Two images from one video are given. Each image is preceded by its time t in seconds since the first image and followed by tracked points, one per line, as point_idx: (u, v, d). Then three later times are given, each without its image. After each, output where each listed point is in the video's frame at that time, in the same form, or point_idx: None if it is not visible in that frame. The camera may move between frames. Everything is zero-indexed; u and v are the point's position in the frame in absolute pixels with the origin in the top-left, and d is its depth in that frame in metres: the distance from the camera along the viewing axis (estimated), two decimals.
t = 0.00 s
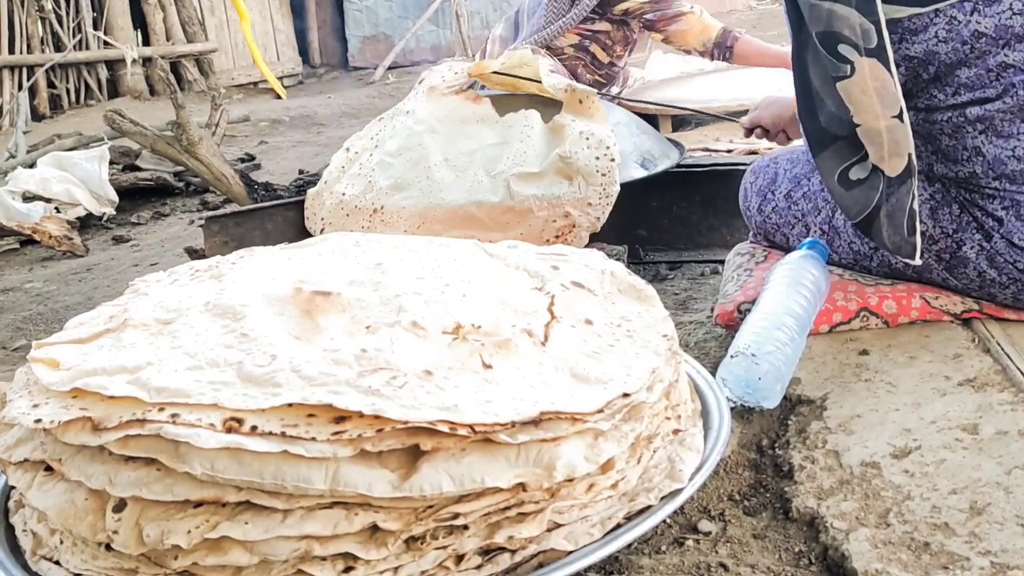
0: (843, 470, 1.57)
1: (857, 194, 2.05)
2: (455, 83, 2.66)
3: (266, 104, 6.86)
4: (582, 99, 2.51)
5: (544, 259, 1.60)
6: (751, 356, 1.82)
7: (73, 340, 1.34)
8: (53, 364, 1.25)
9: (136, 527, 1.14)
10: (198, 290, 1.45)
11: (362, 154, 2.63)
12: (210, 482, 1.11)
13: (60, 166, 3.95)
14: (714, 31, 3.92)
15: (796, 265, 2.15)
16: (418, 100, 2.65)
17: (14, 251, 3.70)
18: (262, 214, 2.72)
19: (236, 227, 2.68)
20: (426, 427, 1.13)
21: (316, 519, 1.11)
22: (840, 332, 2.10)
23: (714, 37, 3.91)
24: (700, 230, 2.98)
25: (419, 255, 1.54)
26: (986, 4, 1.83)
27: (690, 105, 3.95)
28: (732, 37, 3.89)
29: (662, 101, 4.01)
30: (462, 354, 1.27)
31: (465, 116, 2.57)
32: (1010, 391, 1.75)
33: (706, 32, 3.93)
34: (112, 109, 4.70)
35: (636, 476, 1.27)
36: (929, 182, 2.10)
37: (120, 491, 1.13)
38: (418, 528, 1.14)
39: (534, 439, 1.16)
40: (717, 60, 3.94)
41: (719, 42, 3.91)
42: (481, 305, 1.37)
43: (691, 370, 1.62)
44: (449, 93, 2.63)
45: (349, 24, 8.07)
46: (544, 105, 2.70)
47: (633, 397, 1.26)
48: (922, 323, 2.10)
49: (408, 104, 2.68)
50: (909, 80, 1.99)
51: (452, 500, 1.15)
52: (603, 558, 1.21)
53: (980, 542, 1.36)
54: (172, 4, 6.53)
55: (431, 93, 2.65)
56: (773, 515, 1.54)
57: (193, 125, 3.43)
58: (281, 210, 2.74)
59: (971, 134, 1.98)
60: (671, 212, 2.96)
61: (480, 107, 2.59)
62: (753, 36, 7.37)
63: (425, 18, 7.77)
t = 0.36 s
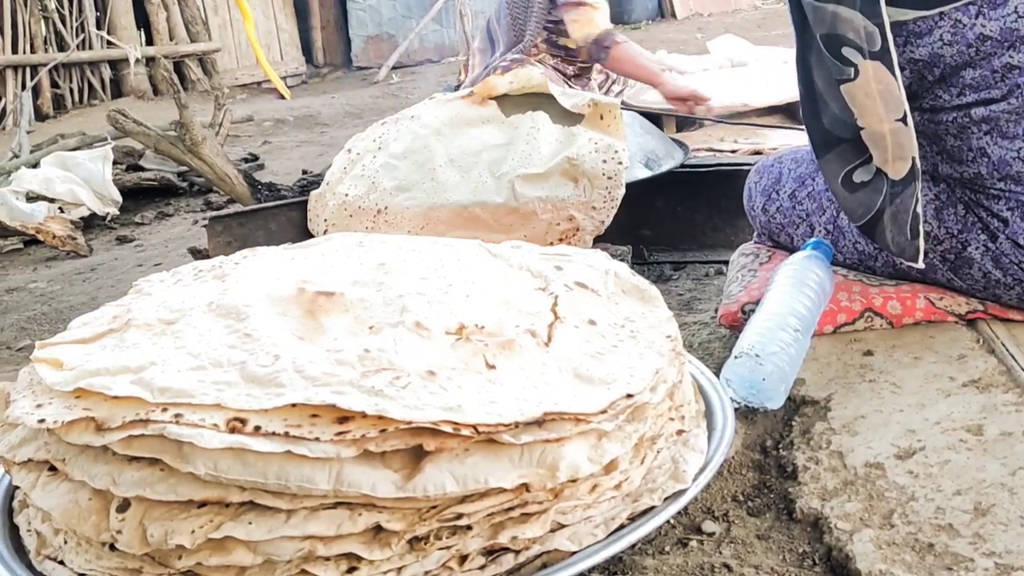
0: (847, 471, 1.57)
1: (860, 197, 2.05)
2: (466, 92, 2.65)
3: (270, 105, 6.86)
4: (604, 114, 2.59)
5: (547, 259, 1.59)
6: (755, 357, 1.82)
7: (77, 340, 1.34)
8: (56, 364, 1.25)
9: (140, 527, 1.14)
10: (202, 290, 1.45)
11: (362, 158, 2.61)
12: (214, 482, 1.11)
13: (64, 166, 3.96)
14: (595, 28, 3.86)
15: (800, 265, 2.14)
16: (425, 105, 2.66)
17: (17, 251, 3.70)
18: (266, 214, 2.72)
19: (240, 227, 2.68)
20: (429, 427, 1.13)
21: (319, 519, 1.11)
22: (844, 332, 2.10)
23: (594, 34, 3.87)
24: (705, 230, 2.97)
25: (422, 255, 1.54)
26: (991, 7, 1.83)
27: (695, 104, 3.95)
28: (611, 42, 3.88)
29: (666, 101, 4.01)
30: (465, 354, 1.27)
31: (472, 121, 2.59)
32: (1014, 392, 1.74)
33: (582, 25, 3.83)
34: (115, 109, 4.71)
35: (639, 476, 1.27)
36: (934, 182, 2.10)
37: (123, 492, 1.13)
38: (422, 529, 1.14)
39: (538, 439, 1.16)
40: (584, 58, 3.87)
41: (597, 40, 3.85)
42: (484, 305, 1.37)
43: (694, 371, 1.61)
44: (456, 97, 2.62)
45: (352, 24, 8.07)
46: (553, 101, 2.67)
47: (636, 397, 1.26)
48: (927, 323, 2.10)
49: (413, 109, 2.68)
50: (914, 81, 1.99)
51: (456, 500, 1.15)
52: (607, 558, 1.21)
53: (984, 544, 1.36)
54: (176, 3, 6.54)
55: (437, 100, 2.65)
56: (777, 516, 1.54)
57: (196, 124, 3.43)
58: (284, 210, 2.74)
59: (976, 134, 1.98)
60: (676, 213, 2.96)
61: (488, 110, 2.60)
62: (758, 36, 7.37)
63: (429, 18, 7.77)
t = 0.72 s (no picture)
0: (853, 473, 1.57)
1: (866, 196, 2.05)
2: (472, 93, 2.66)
3: (275, 105, 6.86)
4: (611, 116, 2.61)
5: (553, 260, 1.59)
6: (760, 359, 1.81)
7: (83, 340, 1.34)
8: (63, 364, 1.25)
9: (146, 527, 1.14)
10: (208, 290, 1.45)
11: (367, 159, 2.62)
12: (220, 481, 1.11)
13: (70, 166, 3.97)
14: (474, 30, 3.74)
15: (806, 267, 2.14)
16: (431, 106, 2.66)
17: (23, 251, 3.72)
18: (271, 214, 2.73)
19: (245, 227, 2.69)
20: (436, 428, 1.13)
21: (326, 520, 1.11)
22: (849, 334, 2.09)
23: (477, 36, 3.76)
24: (710, 232, 2.97)
25: (429, 255, 1.54)
26: (1002, 11, 1.82)
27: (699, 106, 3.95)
28: (495, 38, 3.74)
29: (672, 103, 4.01)
30: (471, 354, 1.27)
31: (477, 121, 2.59)
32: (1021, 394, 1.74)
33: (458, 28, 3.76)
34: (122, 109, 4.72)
35: (646, 477, 1.27)
36: (943, 183, 2.10)
37: (130, 491, 1.13)
38: (428, 529, 1.14)
39: (544, 440, 1.16)
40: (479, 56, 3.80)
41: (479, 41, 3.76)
42: (491, 305, 1.37)
43: (701, 372, 1.61)
44: (463, 100, 2.64)
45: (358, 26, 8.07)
46: (558, 103, 2.68)
47: (642, 398, 1.26)
48: (933, 325, 2.10)
49: (420, 111, 2.68)
50: (925, 83, 1.98)
51: (462, 501, 1.15)
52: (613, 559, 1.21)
53: (990, 546, 1.36)
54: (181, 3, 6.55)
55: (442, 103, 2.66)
56: (783, 518, 1.53)
57: (202, 125, 3.43)
58: (290, 210, 2.74)
59: (986, 137, 1.98)
60: (681, 214, 2.95)
61: (494, 111, 2.61)
62: (762, 39, 7.36)
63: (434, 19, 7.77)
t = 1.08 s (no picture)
0: (862, 475, 1.56)
1: (876, 195, 2.05)
2: (484, 106, 2.62)
3: (283, 106, 6.87)
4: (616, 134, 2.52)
5: (561, 261, 1.59)
6: (769, 360, 1.80)
7: (91, 340, 1.34)
8: (72, 363, 1.26)
9: (155, 526, 1.14)
10: (216, 290, 1.45)
11: (377, 164, 2.62)
12: (229, 481, 1.11)
13: (77, 166, 3.97)
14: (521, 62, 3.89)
15: (815, 269, 2.13)
16: (443, 114, 2.65)
17: (30, 251, 3.72)
18: (280, 215, 2.73)
19: (253, 228, 2.70)
20: (445, 428, 1.13)
21: (334, 520, 1.11)
22: (858, 337, 2.09)
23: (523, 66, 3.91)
24: (718, 234, 2.97)
25: (438, 256, 1.54)
26: (1013, 12, 1.82)
27: (707, 109, 3.94)
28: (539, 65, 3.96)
29: (682, 105, 4.01)
30: (480, 355, 1.27)
31: (486, 131, 2.56)
32: None
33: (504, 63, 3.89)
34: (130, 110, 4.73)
35: (654, 479, 1.27)
36: (952, 184, 2.09)
37: (138, 491, 1.13)
38: (436, 530, 1.14)
39: (553, 441, 1.16)
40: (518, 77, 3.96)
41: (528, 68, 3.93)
42: (499, 307, 1.37)
43: (709, 373, 1.61)
44: (475, 112, 2.61)
45: (366, 28, 8.09)
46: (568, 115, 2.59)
47: (651, 400, 1.25)
48: (941, 327, 2.09)
49: (433, 117, 2.67)
50: (936, 84, 1.98)
51: (471, 501, 1.15)
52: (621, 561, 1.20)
53: (999, 548, 1.35)
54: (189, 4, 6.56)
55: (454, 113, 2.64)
56: (791, 520, 1.53)
57: (210, 125, 3.43)
58: (298, 211, 2.74)
59: (996, 138, 1.98)
60: (689, 216, 2.94)
61: (503, 123, 2.57)
62: (771, 42, 7.36)
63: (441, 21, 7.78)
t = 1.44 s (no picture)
0: (872, 477, 1.56)
1: (890, 199, 2.04)
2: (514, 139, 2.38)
3: (292, 107, 6.87)
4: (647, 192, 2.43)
5: (572, 262, 1.59)
6: (780, 361, 1.80)
7: (101, 340, 1.34)
8: (82, 363, 1.26)
9: (165, 526, 1.14)
10: (226, 290, 1.45)
11: (393, 179, 2.47)
12: (239, 481, 1.11)
13: (87, 166, 3.99)
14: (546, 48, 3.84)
15: (825, 270, 2.12)
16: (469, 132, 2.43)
17: (40, 251, 3.74)
18: (289, 215, 2.73)
19: (262, 228, 2.71)
20: (455, 429, 1.13)
21: (344, 520, 1.11)
22: (869, 338, 2.08)
23: (546, 54, 3.87)
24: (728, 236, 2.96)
25: (448, 257, 1.54)
26: None
27: (717, 109, 3.94)
28: (565, 56, 3.84)
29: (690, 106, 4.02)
30: (490, 356, 1.27)
31: (508, 171, 2.37)
32: None
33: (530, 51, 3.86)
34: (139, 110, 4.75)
35: (664, 480, 1.27)
36: (964, 186, 2.09)
37: (149, 491, 1.13)
38: (446, 530, 1.14)
39: (563, 442, 1.16)
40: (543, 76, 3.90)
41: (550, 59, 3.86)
42: (510, 307, 1.37)
43: (719, 375, 1.61)
44: (504, 143, 2.37)
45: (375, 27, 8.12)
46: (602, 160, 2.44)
47: (661, 401, 1.25)
48: (952, 329, 2.09)
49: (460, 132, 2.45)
50: (949, 87, 1.98)
51: (480, 502, 1.15)
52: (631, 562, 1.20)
53: (1011, 550, 1.34)
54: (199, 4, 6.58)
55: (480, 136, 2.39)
56: (801, 521, 1.52)
57: (219, 126, 3.44)
58: (307, 211, 2.74)
59: (1010, 140, 1.96)
60: (699, 216, 2.94)
61: (530, 167, 2.38)
62: (780, 42, 7.34)
63: (451, 21, 7.79)
